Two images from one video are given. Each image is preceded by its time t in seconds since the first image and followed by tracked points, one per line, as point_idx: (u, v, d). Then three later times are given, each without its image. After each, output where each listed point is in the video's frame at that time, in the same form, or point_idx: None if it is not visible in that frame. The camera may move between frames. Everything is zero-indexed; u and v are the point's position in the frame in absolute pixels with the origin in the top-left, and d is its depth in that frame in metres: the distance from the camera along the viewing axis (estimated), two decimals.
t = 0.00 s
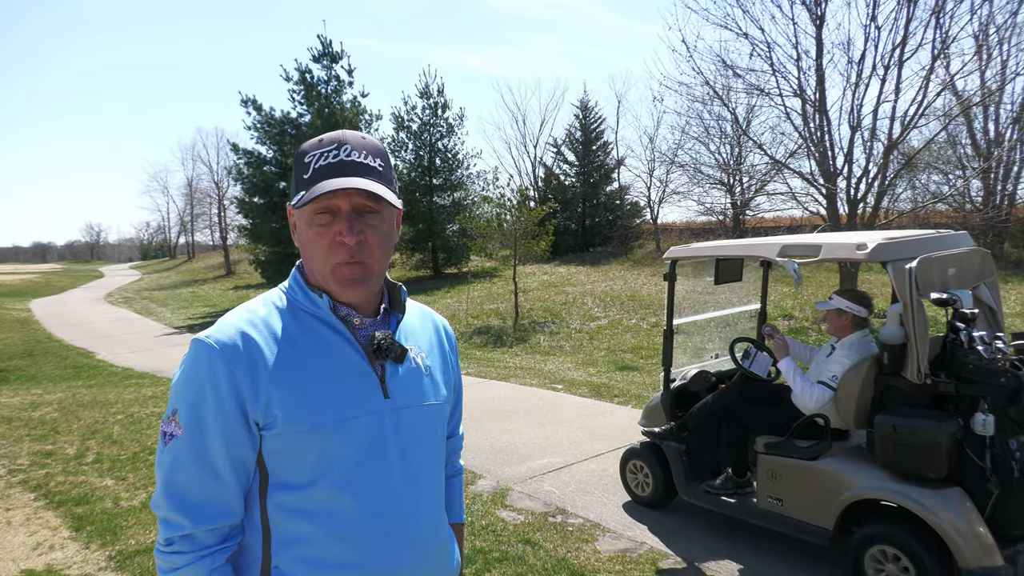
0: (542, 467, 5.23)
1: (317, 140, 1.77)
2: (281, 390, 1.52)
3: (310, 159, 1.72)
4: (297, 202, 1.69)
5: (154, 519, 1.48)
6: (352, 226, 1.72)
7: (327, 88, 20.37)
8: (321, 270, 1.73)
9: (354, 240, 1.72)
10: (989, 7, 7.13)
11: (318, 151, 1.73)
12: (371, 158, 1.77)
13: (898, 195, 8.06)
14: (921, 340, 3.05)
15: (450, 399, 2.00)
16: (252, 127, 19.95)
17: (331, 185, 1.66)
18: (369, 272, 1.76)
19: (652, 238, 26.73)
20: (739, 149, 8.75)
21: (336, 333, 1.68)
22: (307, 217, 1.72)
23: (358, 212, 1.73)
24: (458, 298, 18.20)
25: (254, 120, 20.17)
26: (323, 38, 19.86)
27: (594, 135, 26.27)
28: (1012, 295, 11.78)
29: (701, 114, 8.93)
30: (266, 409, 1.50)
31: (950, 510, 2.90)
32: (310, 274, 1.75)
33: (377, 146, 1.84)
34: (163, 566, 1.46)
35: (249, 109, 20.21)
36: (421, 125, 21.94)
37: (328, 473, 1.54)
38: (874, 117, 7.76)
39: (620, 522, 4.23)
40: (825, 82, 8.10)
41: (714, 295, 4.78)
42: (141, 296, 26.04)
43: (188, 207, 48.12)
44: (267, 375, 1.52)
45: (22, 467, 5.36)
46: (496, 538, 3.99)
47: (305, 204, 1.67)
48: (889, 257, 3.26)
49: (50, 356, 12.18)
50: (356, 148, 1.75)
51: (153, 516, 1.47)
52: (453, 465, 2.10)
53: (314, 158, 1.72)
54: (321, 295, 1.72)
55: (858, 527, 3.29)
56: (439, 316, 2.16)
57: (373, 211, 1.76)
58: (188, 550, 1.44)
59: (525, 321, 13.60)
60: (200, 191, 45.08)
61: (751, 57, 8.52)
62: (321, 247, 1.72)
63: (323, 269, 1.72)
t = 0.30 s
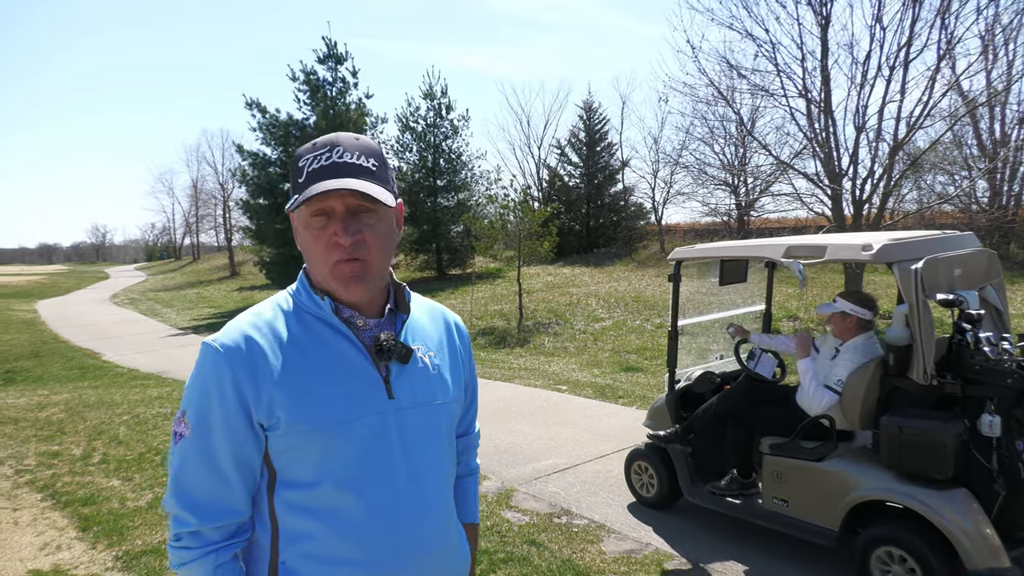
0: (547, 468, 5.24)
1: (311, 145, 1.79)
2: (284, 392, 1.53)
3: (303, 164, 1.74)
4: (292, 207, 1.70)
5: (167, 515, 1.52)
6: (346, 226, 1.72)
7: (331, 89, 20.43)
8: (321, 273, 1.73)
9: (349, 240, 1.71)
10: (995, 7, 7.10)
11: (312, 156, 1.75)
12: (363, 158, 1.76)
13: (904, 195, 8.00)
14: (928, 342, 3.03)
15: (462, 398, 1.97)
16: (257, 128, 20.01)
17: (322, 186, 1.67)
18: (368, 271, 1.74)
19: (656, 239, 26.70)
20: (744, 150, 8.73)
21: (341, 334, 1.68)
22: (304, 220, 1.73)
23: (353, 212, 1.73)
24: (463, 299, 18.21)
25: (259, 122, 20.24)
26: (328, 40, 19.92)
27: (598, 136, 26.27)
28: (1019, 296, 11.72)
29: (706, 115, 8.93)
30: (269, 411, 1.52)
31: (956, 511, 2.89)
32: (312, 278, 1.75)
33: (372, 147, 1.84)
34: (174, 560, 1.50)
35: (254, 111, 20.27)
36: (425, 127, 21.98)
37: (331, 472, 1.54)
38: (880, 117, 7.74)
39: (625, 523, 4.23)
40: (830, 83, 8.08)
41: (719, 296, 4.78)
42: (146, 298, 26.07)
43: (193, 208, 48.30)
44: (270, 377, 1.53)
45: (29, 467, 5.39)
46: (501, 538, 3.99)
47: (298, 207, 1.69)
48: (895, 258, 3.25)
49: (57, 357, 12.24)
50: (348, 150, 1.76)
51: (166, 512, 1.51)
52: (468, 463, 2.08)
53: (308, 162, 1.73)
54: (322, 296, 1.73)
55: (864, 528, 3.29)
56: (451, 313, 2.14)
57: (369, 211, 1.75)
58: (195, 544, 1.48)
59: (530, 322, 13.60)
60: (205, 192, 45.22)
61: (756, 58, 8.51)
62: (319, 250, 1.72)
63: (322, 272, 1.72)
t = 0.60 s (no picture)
0: (551, 468, 5.23)
1: (342, 144, 1.83)
2: (321, 377, 1.56)
3: (335, 159, 1.78)
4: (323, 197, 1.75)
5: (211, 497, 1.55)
6: (375, 215, 1.76)
7: (335, 89, 20.46)
8: (350, 262, 1.77)
9: (376, 228, 1.75)
10: (1001, 7, 7.07)
11: (342, 151, 1.79)
12: (391, 154, 1.79)
13: (908, 195, 7.99)
14: (935, 343, 3.02)
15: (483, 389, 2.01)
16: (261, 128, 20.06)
17: (350, 176, 1.72)
18: (395, 260, 1.79)
19: (660, 239, 26.67)
20: (747, 149, 8.71)
21: (370, 324, 1.71)
22: (334, 212, 1.77)
23: (380, 202, 1.78)
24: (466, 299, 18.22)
25: (263, 122, 20.29)
26: (332, 40, 19.96)
27: (602, 136, 26.25)
28: None
29: (709, 115, 8.91)
30: (306, 395, 1.54)
31: (962, 513, 2.88)
32: (343, 269, 1.79)
33: (397, 145, 1.88)
34: (219, 539, 1.52)
35: (258, 111, 20.32)
36: (429, 126, 22.01)
37: (365, 454, 1.56)
38: (884, 117, 7.72)
39: (629, 523, 4.23)
40: (834, 82, 8.06)
41: (723, 296, 4.77)
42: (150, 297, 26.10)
43: (197, 208, 48.42)
44: (307, 364, 1.56)
45: (34, 466, 5.41)
46: (505, 538, 3.99)
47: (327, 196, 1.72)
48: (901, 259, 3.24)
49: (61, 356, 12.27)
50: (376, 146, 1.80)
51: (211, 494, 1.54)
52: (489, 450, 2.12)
53: (339, 157, 1.77)
54: (355, 287, 1.76)
55: (869, 529, 3.28)
56: (471, 308, 2.18)
57: (395, 202, 1.79)
58: (241, 523, 1.50)
59: (533, 322, 13.60)
60: (209, 192, 45.29)
61: (760, 58, 8.49)
62: (349, 240, 1.77)
63: (352, 261, 1.76)
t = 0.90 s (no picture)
0: (549, 467, 5.22)
1: (362, 146, 1.87)
2: (338, 366, 1.62)
3: (356, 160, 1.82)
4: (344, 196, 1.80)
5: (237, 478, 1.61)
6: (391, 214, 1.81)
7: (335, 88, 20.45)
8: (364, 257, 1.82)
9: (392, 225, 1.79)
10: (1002, 7, 7.05)
11: (363, 153, 1.83)
12: (407, 157, 1.83)
13: (908, 196, 7.98)
14: (933, 343, 3.02)
15: (489, 379, 2.06)
16: (261, 126, 20.04)
17: (369, 177, 1.76)
18: (408, 256, 1.83)
19: (660, 239, 26.65)
20: (747, 149, 8.70)
21: (384, 317, 1.77)
22: (352, 210, 1.82)
23: (396, 202, 1.82)
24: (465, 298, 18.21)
25: (263, 120, 20.27)
26: (332, 38, 19.95)
27: (602, 135, 26.24)
28: None
29: (710, 114, 8.90)
30: (325, 383, 1.60)
31: (961, 513, 2.88)
32: (358, 263, 1.84)
33: (414, 149, 1.92)
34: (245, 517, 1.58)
35: (258, 109, 20.32)
36: (429, 125, 22.02)
37: (379, 438, 1.62)
38: (885, 117, 7.71)
39: (627, 523, 4.22)
40: (835, 82, 8.04)
41: (723, 296, 4.76)
42: (150, 296, 26.07)
43: (196, 207, 48.37)
44: (326, 353, 1.62)
45: (32, 464, 5.40)
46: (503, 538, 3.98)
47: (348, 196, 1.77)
48: (901, 259, 3.23)
49: (60, 354, 12.26)
50: (393, 149, 1.84)
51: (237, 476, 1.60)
52: (496, 438, 2.16)
53: (360, 158, 1.81)
54: (370, 283, 1.81)
55: (868, 530, 3.27)
56: (479, 302, 2.21)
57: (411, 203, 1.84)
58: (265, 502, 1.55)
59: (533, 321, 13.59)
60: (208, 190, 45.23)
61: (760, 58, 8.48)
62: (364, 236, 1.81)
63: (367, 256, 1.81)
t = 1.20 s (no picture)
0: (546, 466, 5.23)
1: (363, 151, 1.88)
2: (343, 360, 1.62)
3: (357, 164, 1.83)
4: (346, 199, 1.81)
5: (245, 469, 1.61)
6: (391, 216, 1.81)
7: (332, 86, 20.42)
8: (365, 258, 1.82)
9: (392, 227, 1.80)
10: (999, 9, 7.06)
11: (364, 158, 1.84)
12: (407, 161, 1.84)
13: (905, 196, 7.98)
14: (930, 343, 3.02)
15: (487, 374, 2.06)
16: (258, 124, 20.00)
17: (370, 181, 1.77)
18: (407, 257, 1.83)
19: (657, 239, 26.67)
20: (745, 150, 8.70)
21: (386, 314, 1.76)
22: (354, 212, 1.83)
23: (396, 205, 1.82)
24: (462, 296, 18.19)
25: (260, 118, 20.24)
26: (329, 36, 19.92)
27: (599, 135, 26.26)
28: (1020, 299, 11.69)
29: (707, 114, 8.90)
30: (330, 376, 1.60)
31: (956, 514, 2.88)
32: (360, 264, 1.84)
33: (415, 154, 1.93)
34: (253, 506, 1.58)
35: (255, 107, 20.28)
36: (426, 124, 22.01)
37: (381, 430, 1.62)
38: (882, 118, 7.71)
39: (623, 522, 4.22)
40: (832, 83, 8.04)
41: (719, 296, 4.77)
42: (147, 293, 25.99)
43: (193, 204, 48.25)
44: (330, 348, 1.62)
45: (27, 462, 5.38)
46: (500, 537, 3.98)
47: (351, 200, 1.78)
48: (897, 260, 3.23)
49: (56, 352, 12.22)
50: (393, 153, 1.85)
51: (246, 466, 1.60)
52: (493, 429, 2.16)
53: (361, 163, 1.82)
54: (372, 281, 1.81)
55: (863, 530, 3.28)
56: (478, 299, 2.20)
57: (411, 205, 1.84)
58: (273, 491, 1.56)
59: (530, 320, 13.58)
60: (205, 188, 45.12)
61: (758, 58, 8.48)
62: (365, 238, 1.82)
63: (368, 257, 1.81)
